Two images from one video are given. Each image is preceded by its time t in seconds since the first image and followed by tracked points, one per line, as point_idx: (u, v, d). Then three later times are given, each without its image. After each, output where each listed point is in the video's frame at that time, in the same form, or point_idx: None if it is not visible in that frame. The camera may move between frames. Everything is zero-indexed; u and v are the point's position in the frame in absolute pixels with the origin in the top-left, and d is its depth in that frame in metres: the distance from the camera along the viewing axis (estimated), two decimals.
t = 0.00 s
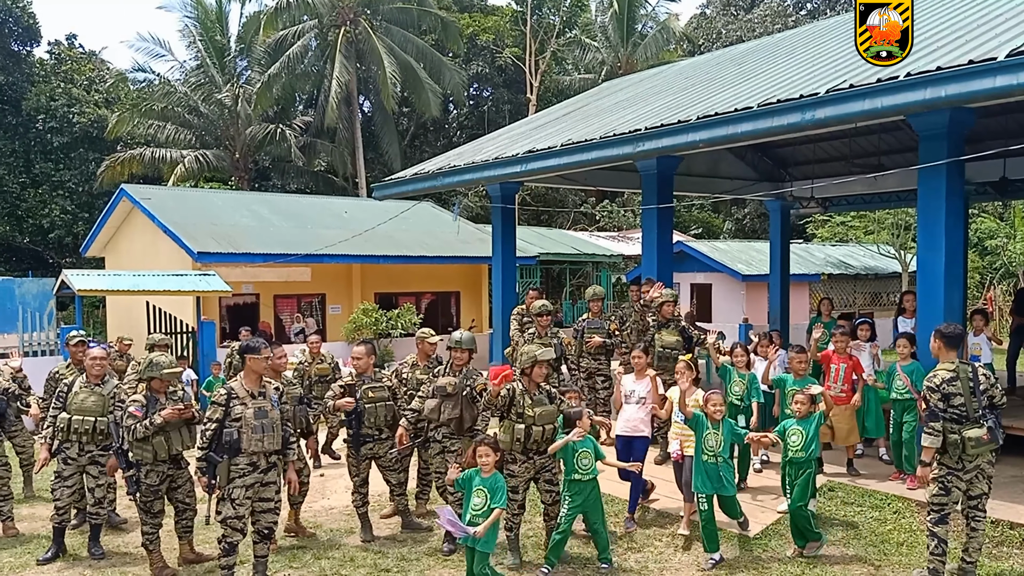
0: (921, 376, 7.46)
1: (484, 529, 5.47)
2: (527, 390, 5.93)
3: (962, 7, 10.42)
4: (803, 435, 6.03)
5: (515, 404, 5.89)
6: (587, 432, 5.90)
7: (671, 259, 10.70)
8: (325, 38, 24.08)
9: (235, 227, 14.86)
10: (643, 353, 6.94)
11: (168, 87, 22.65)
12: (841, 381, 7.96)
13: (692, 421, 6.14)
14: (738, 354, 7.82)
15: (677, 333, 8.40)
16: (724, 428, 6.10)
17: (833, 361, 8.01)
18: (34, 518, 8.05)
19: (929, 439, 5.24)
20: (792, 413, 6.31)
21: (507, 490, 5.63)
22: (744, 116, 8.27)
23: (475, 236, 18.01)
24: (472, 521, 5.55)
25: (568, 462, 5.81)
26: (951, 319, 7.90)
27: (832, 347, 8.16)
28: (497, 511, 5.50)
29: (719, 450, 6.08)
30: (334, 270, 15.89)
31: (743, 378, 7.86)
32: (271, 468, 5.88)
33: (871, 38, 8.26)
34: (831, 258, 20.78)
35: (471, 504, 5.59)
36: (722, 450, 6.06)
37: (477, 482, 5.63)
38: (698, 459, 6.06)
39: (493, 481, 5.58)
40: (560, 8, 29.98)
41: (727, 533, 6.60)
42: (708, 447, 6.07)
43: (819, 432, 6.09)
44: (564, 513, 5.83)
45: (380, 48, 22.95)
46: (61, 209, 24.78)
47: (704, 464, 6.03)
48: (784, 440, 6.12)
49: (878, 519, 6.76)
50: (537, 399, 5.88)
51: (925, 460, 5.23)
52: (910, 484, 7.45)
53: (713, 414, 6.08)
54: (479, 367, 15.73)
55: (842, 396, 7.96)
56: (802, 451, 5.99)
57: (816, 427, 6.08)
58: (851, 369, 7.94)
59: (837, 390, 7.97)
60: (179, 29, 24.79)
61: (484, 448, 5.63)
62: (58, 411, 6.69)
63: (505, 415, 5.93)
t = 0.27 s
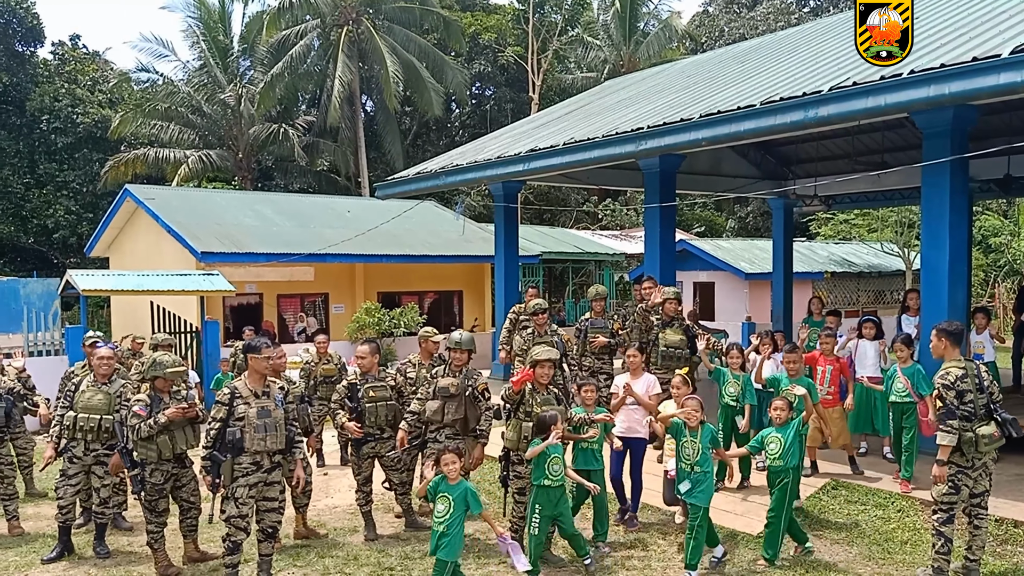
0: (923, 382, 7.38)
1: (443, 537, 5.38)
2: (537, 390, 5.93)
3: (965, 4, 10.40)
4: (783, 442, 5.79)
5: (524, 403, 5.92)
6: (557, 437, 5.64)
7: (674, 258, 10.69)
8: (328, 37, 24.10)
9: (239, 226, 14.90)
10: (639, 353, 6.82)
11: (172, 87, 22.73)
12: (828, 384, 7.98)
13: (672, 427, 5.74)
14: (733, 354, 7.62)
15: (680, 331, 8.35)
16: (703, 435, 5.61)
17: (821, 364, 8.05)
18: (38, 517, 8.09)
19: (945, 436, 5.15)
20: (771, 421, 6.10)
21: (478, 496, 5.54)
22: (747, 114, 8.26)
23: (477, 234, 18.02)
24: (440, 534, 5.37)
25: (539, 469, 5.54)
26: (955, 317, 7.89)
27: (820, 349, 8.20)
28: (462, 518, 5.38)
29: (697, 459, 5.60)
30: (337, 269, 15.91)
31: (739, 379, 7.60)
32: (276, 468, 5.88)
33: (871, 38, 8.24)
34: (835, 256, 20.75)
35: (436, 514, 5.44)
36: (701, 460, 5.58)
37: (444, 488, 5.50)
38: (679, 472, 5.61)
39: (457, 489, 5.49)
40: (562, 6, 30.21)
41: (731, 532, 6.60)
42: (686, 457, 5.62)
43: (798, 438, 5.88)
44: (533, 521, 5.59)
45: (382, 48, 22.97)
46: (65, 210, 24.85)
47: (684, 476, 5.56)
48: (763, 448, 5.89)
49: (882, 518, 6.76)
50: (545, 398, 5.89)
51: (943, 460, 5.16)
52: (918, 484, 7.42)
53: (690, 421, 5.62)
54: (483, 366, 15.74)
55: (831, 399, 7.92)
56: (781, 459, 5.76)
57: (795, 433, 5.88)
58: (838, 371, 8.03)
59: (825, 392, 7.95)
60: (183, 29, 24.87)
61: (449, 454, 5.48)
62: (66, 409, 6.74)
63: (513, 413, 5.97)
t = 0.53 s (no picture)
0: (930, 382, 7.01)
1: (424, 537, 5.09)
2: (549, 390, 5.93)
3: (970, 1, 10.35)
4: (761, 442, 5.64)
5: (536, 402, 5.98)
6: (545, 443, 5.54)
7: (680, 257, 10.68)
8: (333, 38, 24.11)
9: (244, 225, 14.99)
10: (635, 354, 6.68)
11: (179, 88, 22.83)
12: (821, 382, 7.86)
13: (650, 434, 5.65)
14: (728, 353, 7.68)
15: (687, 331, 8.19)
16: (679, 443, 5.43)
17: (811, 363, 7.98)
18: (47, 514, 8.15)
19: (968, 436, 5.13)
20: (753, 423, 5.97)
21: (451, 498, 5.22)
22: (752, 112, 8.24)
23: (482, 234, 18.05)
24: (412, 532, 5.10)
25: (523, 473, 5.50)
26: (963, 316, 7.85)
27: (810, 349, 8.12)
28: (438, 519, 5.10)
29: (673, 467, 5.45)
30: (342, 268, 15.96)
31: (734, 380, 7.65)
32: (282, 467, 5.90)
33: (871, 37, 8.13)
34: (841, 255, 20.68)
35: (411, 513, 5.15)
36: (676, 469, 5.39)
37: (417, 489, 5.18)
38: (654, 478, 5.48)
39: (431, 488, 5.19)
40: (566, 6, 30.27)
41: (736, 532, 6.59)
42: (662, 464, 5.48)
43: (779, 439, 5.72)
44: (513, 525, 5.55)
45: (387, 48, 23.00)
46: (74, 210, 25.00)
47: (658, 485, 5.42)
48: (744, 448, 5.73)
49: (889, 518, 6.73)
50: (556, 399, 5.89)
51: (970, 459, 5.10)
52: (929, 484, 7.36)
53: (667, 427, 5.50)
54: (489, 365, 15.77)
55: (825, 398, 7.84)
56: (762, 461, 5.58)
57: (775, 436, 5.69)
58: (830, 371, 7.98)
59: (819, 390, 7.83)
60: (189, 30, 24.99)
61: (421, 455, 5.17)
62: (76, 408, 6.82)
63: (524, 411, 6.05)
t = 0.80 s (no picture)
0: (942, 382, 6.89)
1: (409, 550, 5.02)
2: (557, 393, 5.94)
3: None
4: (749, 456, 5.46)
5: (544, 404, 5.93)
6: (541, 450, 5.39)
7: (694, 257, 10.63)
8: (349, 40, 24.18)
9: (260, 226, 15.13)
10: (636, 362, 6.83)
11: (197, 91, 23.15)
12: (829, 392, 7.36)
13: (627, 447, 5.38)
14: (738, 356, 7.26)
15: (702, 332, 8.09)
16: (659, 458, 5.16)
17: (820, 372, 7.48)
18: (65, 511, 8.28)
19: (995, 441, 5.00)
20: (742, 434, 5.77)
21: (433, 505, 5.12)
22: (769, 112, 8.18)
23: (497, 234, 18.08)
24: (391, 545, 5.00)
25: (519, 481, 5.32)
26: (982, 318, 7.75)
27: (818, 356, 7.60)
28: (420, 532, 4.98)
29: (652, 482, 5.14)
30: (357, 269, 16.04)
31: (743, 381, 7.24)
32: (297, 466, 5.94)
33: (870, 38, 8.33)
34: (858, 255, 20.52)
35: (392, 525, 5.03)
36: (655, 484, 5.12)
37: (398, 502, 5.03)
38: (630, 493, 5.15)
39: (413, 500, 5.05)
40: (581, 6, 30.29)
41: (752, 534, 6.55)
42: (640, 479, 5.15)
43: (767, 452, 5.52)
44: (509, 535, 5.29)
45: (402, 50, 23.10)
46: (94, 211, 25.37)
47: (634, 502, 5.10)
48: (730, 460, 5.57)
49: (908, 522, 6.66)
50: (565, 404, 5.89)
51: (995, 464, 4.98)
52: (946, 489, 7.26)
53: (646, 441, 5.18)
54: (505, 365, 15.80)
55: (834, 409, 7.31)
56: (747, 473, 5.42)
57: (762, 449, 5.50)
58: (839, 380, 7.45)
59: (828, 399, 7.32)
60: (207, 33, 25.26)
61: (404, 465, 5.03)
62: (99, 406, 6.86)
63: (533, 412, 5.98)
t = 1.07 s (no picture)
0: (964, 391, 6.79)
1: (420, 550, 4.99)
2: (568, 395, 5.92)
3: None
4: (748, 469, 5.23)
5: (555, 407, 5.88)
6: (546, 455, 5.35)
7: (721, 259, 10.55)
8: (376, 42, 24.30)
9: (288, 227, 15.29)
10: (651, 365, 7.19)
11: (227, 93, 23.51)
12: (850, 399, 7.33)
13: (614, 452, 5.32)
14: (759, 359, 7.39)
15: (727, 334, 8.01)
16: (648, 464, 5.12)
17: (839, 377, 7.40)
18: (96, 507, 8.42)
19: None
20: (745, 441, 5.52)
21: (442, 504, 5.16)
22: (797, 111, 8.08)
23: (522, 235, 18.09)
24: (403, 543, 4.99)
25: (524, 490, 5.28)
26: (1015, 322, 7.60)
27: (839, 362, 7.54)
28: (436, 527, 5.05)
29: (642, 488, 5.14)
30: (383, 269, 16.13)
31: (762, 384, 7.46)
32: (322, 465, 5.99)
33: (871, 39, 8.69)
34: (888, 257, 20.24)
35: (406, 523, 5.04)
36: (644, 492, 5.10)
37: (408, 500, 5.05)
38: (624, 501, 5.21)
39: (421, 497, 5.10)
40: (606, 7, 30.27)
41: (779, 539, 6.48)
42: (630, 485, 5.19)
43: (768, 461, 5.27)
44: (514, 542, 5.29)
45: (428, 51, 23.20)
46: (126, 212, 25.85)
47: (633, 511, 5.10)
48: (730, 470, 5.35)
49: (937, 528, 6.56)
50: (577, 405, 5.87)
51: None
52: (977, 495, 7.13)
53: (635, 449, 5.14)
54: (530, 366, 15.81)
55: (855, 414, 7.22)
56: (747, 484, 5.21)
57: (763, 458, 5.26)
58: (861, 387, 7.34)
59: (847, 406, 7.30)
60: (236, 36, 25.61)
61: (414, 462, 5.05)
62: (131, 404, 6.96)
63: (545, 416, 5.92)
